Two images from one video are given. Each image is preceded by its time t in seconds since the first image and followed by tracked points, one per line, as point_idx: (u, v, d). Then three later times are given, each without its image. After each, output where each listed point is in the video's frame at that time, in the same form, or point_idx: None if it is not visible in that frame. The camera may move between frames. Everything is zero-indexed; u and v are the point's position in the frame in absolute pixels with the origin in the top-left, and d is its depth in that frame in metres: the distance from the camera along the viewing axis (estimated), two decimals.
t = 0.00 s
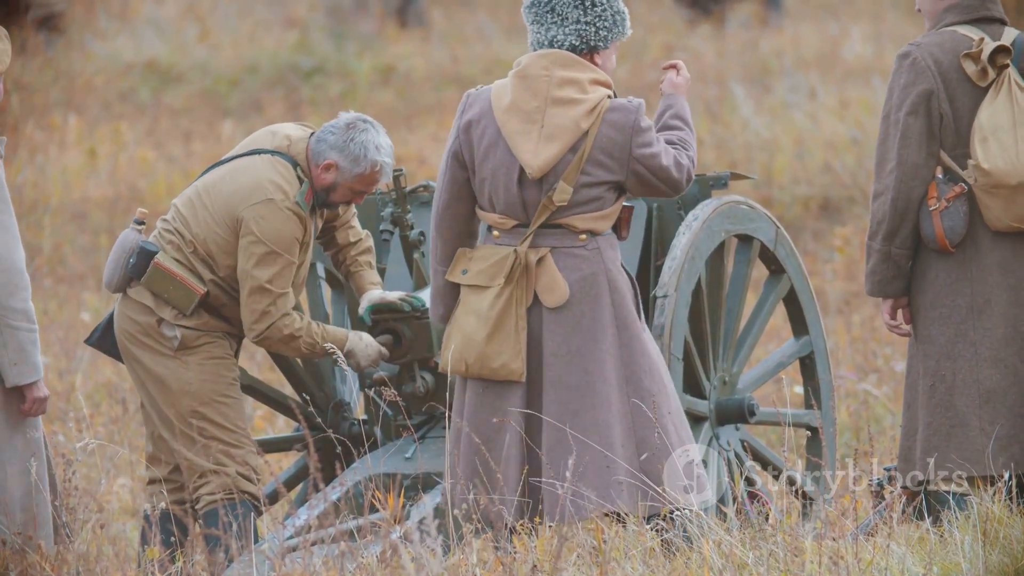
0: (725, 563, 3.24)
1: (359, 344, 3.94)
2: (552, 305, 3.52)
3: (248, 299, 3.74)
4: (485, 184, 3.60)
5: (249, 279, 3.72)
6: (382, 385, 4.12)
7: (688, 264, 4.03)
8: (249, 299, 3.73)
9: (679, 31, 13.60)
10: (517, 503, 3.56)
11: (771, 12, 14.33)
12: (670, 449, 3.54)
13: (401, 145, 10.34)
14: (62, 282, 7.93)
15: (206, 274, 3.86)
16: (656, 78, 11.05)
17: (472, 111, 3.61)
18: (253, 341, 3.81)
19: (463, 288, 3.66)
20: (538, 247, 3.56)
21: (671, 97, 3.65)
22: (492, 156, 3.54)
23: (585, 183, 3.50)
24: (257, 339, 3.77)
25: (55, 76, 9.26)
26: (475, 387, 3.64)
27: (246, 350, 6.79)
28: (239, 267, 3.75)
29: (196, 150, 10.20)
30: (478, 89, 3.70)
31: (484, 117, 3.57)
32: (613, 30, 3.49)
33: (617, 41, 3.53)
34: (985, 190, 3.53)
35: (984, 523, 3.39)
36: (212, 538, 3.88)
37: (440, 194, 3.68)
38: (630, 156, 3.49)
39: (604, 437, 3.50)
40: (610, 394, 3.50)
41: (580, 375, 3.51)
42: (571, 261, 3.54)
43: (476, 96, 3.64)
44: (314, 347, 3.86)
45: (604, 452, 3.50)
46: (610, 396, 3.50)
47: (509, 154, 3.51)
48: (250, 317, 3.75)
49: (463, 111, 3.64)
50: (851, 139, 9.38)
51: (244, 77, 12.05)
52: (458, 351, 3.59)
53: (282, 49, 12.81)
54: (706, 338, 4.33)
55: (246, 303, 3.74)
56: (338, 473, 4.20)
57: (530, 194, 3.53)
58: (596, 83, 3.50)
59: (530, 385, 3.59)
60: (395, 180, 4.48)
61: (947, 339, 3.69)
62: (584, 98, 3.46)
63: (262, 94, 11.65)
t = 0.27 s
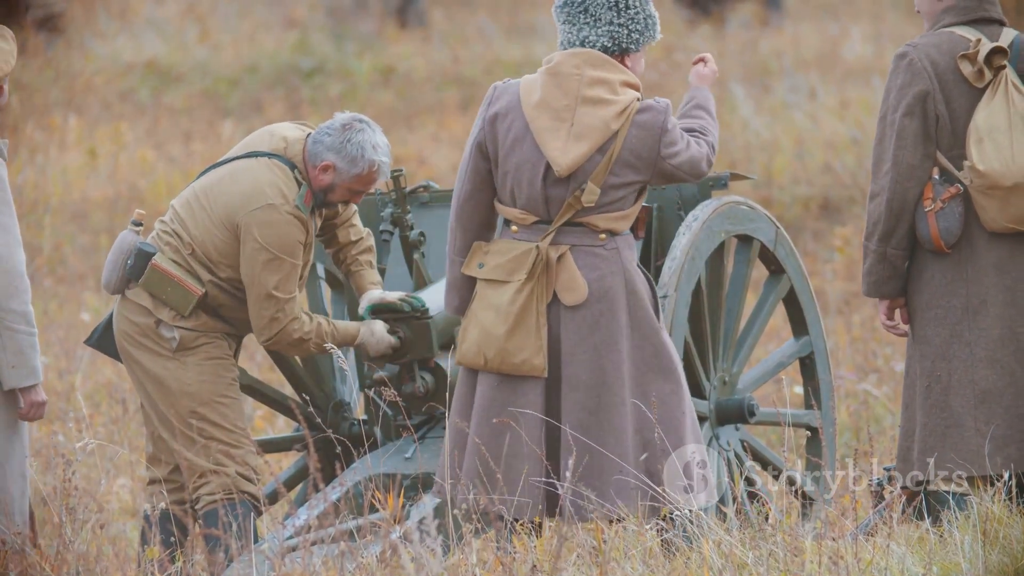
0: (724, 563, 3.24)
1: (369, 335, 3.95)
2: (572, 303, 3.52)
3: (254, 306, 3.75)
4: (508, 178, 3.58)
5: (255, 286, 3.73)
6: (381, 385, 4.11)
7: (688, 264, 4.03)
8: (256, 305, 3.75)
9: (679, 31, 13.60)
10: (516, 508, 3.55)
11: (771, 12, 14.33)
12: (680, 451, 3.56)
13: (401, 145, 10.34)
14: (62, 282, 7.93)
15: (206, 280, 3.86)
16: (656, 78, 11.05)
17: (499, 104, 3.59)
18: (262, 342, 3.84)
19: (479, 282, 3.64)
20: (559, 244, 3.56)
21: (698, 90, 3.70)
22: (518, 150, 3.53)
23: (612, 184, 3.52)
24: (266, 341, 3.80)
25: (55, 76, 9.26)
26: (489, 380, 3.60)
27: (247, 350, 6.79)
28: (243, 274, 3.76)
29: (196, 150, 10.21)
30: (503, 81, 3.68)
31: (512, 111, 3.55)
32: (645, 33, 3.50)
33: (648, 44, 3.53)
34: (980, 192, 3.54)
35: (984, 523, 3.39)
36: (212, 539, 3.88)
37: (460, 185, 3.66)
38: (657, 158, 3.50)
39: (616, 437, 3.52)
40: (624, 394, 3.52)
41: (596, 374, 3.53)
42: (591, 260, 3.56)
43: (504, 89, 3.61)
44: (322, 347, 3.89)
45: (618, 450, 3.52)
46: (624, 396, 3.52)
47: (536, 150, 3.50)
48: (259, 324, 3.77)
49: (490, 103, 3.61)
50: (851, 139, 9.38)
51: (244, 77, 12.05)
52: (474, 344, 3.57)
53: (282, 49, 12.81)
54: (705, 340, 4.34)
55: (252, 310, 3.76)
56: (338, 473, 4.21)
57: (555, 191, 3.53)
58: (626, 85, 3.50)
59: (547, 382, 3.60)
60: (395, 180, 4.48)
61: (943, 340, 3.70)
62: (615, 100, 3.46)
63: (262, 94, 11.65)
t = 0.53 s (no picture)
0: (725, 563, 3.24)
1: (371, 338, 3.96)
2: (588, 302, 3.51)
3: (260, 304, 3.76)
4: (530, 173, 3.57)
5: (261, 285, 3.74)
6: (381, 385, 4.13)
7: (688, 264, 4.04)
8: (261, 304, 3.76)
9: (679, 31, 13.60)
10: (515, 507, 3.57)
11: (771, 12, 14.33)
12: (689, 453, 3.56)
13: (401, 146, 10.34)
14: (62, 283, 7.93)
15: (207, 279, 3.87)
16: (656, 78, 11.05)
17: (525, 100, 3.59)
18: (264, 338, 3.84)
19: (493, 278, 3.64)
20: (578, 242, 3.55)
21: (723, 99, 3.72)
22: (542, 145, 3.53)
23: (634, 186, 3.53)
24: (270, 339, 3.82)
25: (54, 76, 9.27)
26: (502, 376, 3.61)
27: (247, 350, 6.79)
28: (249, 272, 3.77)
29: (196, 150, 10.21)
30: (531, 78, 3.68)
31: (539, 106, 3.55)
32: (676, 39, 3.52)
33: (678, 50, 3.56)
34: (975, 193, 3.53)
35: (984, 523, 3.39)
36: (212, 539, 3.87)
37: (483, 179, 3.65)
38: (682, 162, 3.52)
39: (627, 437, 3.52)
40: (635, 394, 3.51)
41: (609, 374, 3.52)
42: (607, 260, 3.55)
43: (532, 85, 3.61)
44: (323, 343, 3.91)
45: (628, 450, 3.52)
46: (636, 397, 3.52)
47: (561, 147, 3.50)
48: (265, 322, 3.78)
49: (517, 98, 3.61)
50: (851, 139, 9.38)
51: (244, 77, 12.05)
52: (489, 341, 3.56)
53: (282, 49, 12.81)
54: (705, 341, 4.35)
55: (257, 309, 3.77)
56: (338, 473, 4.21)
57: (578, 189, 3.52)
58: (654, 88, 3.51)
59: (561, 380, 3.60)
60: (395, 180, 4.49)
61: (938, 341, 3.70)
62: (644, 102, 3.46)
63: (262, 94, 11.65)
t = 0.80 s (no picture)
0: (725, 563, 3.24)
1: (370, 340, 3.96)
2: (598, 301, 3.51)
3: (261, 307, 3.76)
4: (545, 170, 3.58)
5: (264, 287, 3.74)
6: (381, 385, 4.12)
7: (688, 264, 4.03)
8: (262, 306, 3.75)
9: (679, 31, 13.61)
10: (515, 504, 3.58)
11: (771, 12, 14.34)
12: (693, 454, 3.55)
13: (402, 145, 10.34)
14: (62, 283, 7.93)
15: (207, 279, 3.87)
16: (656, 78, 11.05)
17: (544, 96, 3.59)
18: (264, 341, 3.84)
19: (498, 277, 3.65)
20: (590, 241, 3.55)
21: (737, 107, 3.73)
22: (559, 142, 3.53)
23: (648, 188, 3.51)
24: (269, 343, 3.81)
25: (54, 76, 9.27)
26: (512, 372, 3.61)
27: (247, 350, 6.79)
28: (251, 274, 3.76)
29: (196, 150, 10.21)
30: (551, 75, 3.68)
31: (558, 103, 3.55)
32: (698, 44, 3.55)
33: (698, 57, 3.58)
34: (973, 195, 3.54)
35: (984, 523, 3.39)
36: (212, 539, 3.87)
37: (499, 174, 3.66)
38: (699, 166, 3.51)
39: (632, 437, 3.52)
40: (642, 394, 3.51)
41: (616, 375, 3.51)
42: (619, 260, 3.55)
43: (551, 82, 3.62)
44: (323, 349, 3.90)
45: (633, 449, 3.52)
46: (643, 399, 3.51)
47: (578, 143, 3.50)
48: (265, 326, 3.77)
49: (536, 95, 3.61)
50: (851, 139, 9.38)
51: (244, 77, 12.05)
52: (498, 336, 3.57)
53: (282, 49, 12.81)
54: (705, 341, 4.35)
55: (258, 310, 3.76)
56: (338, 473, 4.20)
57: (593, 187, 3.52)
58: (674, 91, 3.50)
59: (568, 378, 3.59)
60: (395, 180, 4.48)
61: (934, 342, 3.71)
62: (663, 104, 3.46)
63: (262, 94, 11.66)
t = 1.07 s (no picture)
0: (724, 563, 3.25)
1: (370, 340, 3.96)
2: (607, 299, 3.52)
3: (266, 313, 3.76)
4: (556, 166, 3.58)
5: (270, 294, 3.74)
6: (381, 385, 4.12)
7: (688, 264, 4.03)
8: (270, 314, 3.76)
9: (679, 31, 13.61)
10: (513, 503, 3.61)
11: (771, 12, 14.34)
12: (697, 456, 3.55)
13: (402, 145, 10.34)
14: (62, 283, 7.93)
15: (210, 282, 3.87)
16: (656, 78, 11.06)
17: (558, 93, 3.59)
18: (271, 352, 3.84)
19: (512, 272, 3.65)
20: (599, 239, 3.55)
21: (748, 110, 3.71)
22: (571, 139, 3.53)
23: (660, 186, 3.51)
24: (277, 352, 3.81)
25: (54, 76, 9.28)
26: (518, 368, 3.61)
27: (247, 350, 6.80)
28: (257, 279, 3.75)
29: (196, 150, 10.21)
30: (565, 72, 3.68)
31: (570, 100, 3.56)
32: (714, 46, 3.52)
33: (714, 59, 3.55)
34: (971, 196, 3.54)
35: (984, 523, 3.39)
36: (212, 538, 3.87)
37: (510, 170, 3.66)
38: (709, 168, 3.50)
39: (635, 435, 3.51)
40: (648, 393, 3.51)
41: (622, 372, 3.52)
42: (628, 258, 3.55)
43: (565, 78, 3.62)
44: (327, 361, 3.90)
45: (636, 448, 3.52)
46: (649, 397, 3.51)
47: (590, 141, 3.50)
48: (271, 334, 3.78)
49: (550, 92, 3.62)
50: (851, 139, 9.39)
51: (244, 77, 12.05)
52: (505, 331, 3.57)
53: (282, 49, 12.82)
54: (705, 342, 4.35)
55: (264, 316, 3.77)
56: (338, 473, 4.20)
57: (604, 185, 3.52)
58: (688, 91, 3.49)
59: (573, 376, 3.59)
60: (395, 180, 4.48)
61: (932, 343, 3.71)
62: (676, 103, 3.45)
63: (262, 94, 11.66)
